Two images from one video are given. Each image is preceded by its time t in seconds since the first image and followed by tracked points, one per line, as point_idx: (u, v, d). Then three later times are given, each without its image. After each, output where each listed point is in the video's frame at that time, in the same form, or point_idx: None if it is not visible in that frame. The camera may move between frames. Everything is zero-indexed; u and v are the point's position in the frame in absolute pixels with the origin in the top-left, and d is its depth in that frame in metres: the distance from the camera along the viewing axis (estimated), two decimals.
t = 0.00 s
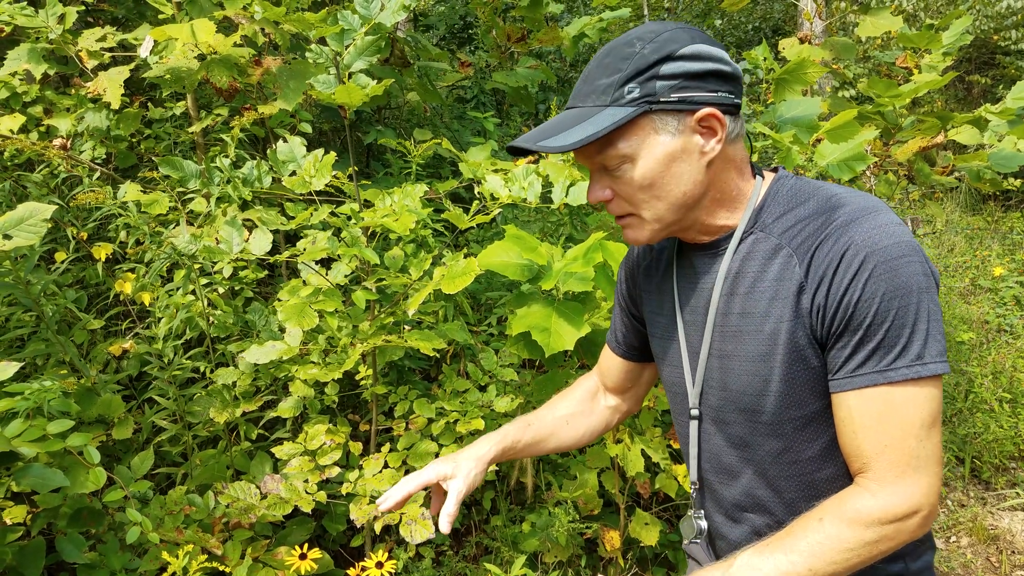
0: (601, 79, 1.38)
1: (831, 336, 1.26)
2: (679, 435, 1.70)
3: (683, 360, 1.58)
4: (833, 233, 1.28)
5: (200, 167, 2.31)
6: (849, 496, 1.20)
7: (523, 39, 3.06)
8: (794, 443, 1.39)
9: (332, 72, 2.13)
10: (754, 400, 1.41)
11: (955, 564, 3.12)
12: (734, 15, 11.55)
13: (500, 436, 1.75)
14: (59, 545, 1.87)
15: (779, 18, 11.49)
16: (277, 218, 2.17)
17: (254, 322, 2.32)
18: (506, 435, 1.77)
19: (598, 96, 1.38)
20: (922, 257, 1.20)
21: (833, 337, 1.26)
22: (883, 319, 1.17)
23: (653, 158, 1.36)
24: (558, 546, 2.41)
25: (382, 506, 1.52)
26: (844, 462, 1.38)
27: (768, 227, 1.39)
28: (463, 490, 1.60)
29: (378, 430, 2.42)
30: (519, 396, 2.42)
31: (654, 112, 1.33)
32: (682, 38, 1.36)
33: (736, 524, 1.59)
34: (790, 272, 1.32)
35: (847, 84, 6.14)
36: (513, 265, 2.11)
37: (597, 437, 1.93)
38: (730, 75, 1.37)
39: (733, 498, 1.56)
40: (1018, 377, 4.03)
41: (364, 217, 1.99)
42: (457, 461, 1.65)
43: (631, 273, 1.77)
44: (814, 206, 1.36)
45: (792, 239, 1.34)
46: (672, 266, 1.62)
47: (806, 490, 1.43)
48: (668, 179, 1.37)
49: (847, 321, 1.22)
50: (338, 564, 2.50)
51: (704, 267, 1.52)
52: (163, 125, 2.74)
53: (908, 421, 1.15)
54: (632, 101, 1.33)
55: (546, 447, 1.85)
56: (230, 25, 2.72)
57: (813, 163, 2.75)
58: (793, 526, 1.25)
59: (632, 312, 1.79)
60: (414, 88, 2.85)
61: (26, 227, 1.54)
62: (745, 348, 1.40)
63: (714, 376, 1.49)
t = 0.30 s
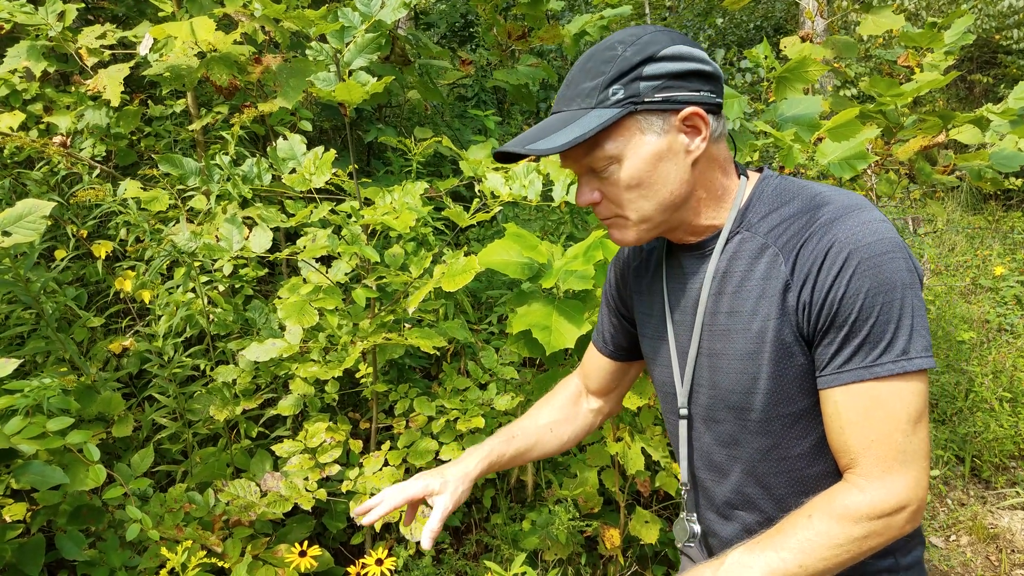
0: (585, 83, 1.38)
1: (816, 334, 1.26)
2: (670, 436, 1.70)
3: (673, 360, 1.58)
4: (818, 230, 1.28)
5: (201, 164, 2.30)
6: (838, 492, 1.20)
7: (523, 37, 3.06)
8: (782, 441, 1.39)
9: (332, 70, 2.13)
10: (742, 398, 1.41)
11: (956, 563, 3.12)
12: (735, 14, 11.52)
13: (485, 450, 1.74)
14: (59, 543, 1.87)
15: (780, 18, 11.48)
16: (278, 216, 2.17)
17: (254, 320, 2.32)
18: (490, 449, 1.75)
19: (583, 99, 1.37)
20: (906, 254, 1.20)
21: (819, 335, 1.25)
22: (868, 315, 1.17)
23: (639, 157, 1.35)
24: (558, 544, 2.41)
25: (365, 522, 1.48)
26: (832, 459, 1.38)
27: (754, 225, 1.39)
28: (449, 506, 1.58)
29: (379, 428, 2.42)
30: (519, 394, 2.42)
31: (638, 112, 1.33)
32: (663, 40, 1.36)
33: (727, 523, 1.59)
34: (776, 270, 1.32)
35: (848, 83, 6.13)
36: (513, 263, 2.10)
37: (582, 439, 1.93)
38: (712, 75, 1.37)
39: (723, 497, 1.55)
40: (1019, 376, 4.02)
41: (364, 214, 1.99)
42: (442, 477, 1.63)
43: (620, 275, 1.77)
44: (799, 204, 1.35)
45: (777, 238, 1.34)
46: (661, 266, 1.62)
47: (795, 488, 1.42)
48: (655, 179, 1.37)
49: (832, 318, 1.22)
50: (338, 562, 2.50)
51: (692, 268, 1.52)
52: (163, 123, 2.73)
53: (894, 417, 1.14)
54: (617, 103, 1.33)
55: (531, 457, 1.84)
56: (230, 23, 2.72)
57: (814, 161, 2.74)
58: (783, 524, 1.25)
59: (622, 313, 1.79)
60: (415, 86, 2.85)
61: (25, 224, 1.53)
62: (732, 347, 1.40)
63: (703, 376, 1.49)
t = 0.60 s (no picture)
0: (617, 54, 1.35)
1: (819, 327, 1.26)
2: (670, 435, 1.70)
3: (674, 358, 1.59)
4: (820, 225, 1.28)
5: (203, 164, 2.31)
6: (845, 485, 1.20)
7: (524, 37, 3.04)
8: (782, 435, 1.39)
9: (335, 68, 2.13)
10: (742, 393, 1.41)
11: (957, 562, 3.12)
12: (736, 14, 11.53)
13: (494, 457, 1.75)
14: (61, 541, 1.86)
15: (781, 18, 11.51)
16: (280, 215, 2.17)
17: (256, 319, 2.32)
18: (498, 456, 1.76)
19: (622, 66, 1.34)
20: (907, 248, 1.21)
21: (822, 328, 1.26)
22: (873, 307, 1.17)
23: (679, 126, 1.36)
24: (559, 544, 2.41)
25: (374, 529, 1.50)
26: (831, 454, 1.38)
27: (754, 222, 1.40)
28: (458, 514, 1.60)
29: (380, 427, 2.42)
30: (520, 393, 2.42)
31: (675, 81, 1.36)
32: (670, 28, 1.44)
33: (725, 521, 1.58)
34: (778, 265, 1.32)
35: (848, 83, 6.14)
36: (515, 262, 2.11)
37: (589, 445, 1.94)
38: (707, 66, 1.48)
39: (722, 495, 1.55)
40: (1020, 376, 4.03)
41: (366, 213, 1.99)
42: (451, 484, 1.65)
43: (617, 278, 1.79)
44: (798, 200, 1.37)
45: (778, 234, 1.34)
46: (659, 267, 1.63)
47: (795, 484, 1.42)
48: (692, 149, 1.38)
49: (837, 310, 1.22)
50: (340, 561, 2.51)
51: (692, 266, 1.52)
52: (165, 122, 2.74)
53: (898, 408, 1.15)
54: (658, 68, 1.34)
55: (538, 464, 1.85)
56: (232, 23, 2.72)
57: (815, 161, 2.74)
58: (792, 520, 1.24)
59: (621, 314, 1.80)
60: (416, 85, 2.85)
61: (30, 222, 1.54)
62: (734, 341, 1.40)
63: (705, 372, 1.49)
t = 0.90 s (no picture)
0: (631, 50, 1.36)
1: (826, 329, 1.27)
2: (673, 436, 1.70)
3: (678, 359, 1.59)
4: (827, 228, 1.29)
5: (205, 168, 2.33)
6: (852, 488, 1.20)
7: (525, 40, 3.04)
8: (787, 437, 1.40)
9: (336, 72, 2.16)
10: (748, 395, 1.41)
11: (958, 564, 3.12)
12: (736, 15, 11.53)
13: (495, 445, 1.76)
14: (64, 544, 1.85)
15: (781, 18, 11.53)
16: (281, 219, 2.18)
17: (258, 322, 2.33)
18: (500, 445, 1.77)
19: (635, 63, 1.35)
20: (914, 251, 1.22)
21: (829, 331, 1.26)
22: (881, 310, 1.18)
23: (689, 125, 1.37)
24: (561, 546, 2.42)
25: (371, 512, 1.51)
26: (836, 456, 1.39)
27: (760, 224, 1.41)
28: (456, 500, 1.60)
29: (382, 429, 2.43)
30: (521, 395, 2.43)
31: (687, 81, 1.37)
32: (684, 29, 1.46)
33: (729, 523, 1.59)
34: (784, 267, 1.33)
35: (849, 84, 6.14)
36: (515, 265, 2.11)
37: (590, 443, 1.94)
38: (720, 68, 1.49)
39: (726, 496, 1.56)
40: (1020, 377, 4.03)
41: (368, 216, 2.00)
42: (450, 469, 1.66)
43: (620, 278, 1.80)
44: (804, 203, 1.38)
45: (784, 236, 1.35)
46: (663, 267, 1.64)
47: (800, 486, 1.43)
48: (701, 150, 1.39)
49: (845, 313, 1.22)
50: (342, 563, 2.51)
51: (697, 267, 1.53)
52: (167, 125, 2.75)
53: (906, 411, 1.15)
54: (670, 67, 1.35)
55: (537, 457, 1.85)
56: (233, 26, 2.73)
57: (815, 163, 2.75)
58: (798, 522, 1.25)
59: (624, 315, 1.81)
60: (417, 87, 2.86)
61: (33, 226, 1.53)
62: (740, 343, 1.41)
63: (710, 373, 1.50)
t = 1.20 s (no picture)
0: (642, 47, 1.36)
1: (833, 330, 1.27)
2: (678, 435, 1.71)
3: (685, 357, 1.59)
4: (835, 229, 1.29)
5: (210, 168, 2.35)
6: (856, 489, 1.20)
7: (528, 40, 3.04)
8: (793, 438, 1.40)
9: (340, 71, 2.16)
10: (755, 395, 1.42)
11: (960, 565, 3.12)
12: (739, 15, 11.53)
13: (503, 431, 1.76)
14: (68, 541, 1.86)
15: (784, 19, 11.53)
16: (286, 218, 2.18)
17: (262, 321, 2.33)
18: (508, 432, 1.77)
19: (645, 60, 1.35)
20: (922, 252, 1.22)
21: (836, 331, 1.26)
22: (888, 311, 1.18)
23: (698, 123, 1.37)
24: (563, 545, 2.42)
25: (380, 489, 1.50)
26: (842, 457, 1.39)
27: (768, 224, 1.41)
28: (465, 481, 1.59)
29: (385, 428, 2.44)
30: (524, 395, 2.43)
31: (697, 79, 1.37)
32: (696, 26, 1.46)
33: (733, 523, 1.59)
34: (792, 268, 1.33)
35: (852, 85, 6.13)
36: (519, 264, 2.12)
37: (596, 439, 1.94)
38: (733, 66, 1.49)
39: (731, 496, 1.56)
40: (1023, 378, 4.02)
41: (372, 216, 2.01)
42: (459, 451, 1.66)
43: (628, 276, 1.80)
44: (813, 203, 1.38)
45: (792, 236, 1.35)
46: (671, 266, 1.64)
47: (805, 487, 1.43)
48: (711, 148, 1.39)
49: (851, 314, 1.23)
50: (344, 561, 2.52)
51: (705, 266, 1.54)
52: (171, 125, 2.76)
53: (912, 413, 1.16)
54: (681, 65, 1.35)
55: (545, 447, 1.85)
56: (237, 26, 2.73)
57: (818, 163, 2.75)
58: (802, 523, 1.25)
59: (632, 313, 1.81)
60: (420, 87, 2.86)
61: (40, 226, 1.49)
62: (747, 343, 1.41)
63: (716, 373, 1.50)
